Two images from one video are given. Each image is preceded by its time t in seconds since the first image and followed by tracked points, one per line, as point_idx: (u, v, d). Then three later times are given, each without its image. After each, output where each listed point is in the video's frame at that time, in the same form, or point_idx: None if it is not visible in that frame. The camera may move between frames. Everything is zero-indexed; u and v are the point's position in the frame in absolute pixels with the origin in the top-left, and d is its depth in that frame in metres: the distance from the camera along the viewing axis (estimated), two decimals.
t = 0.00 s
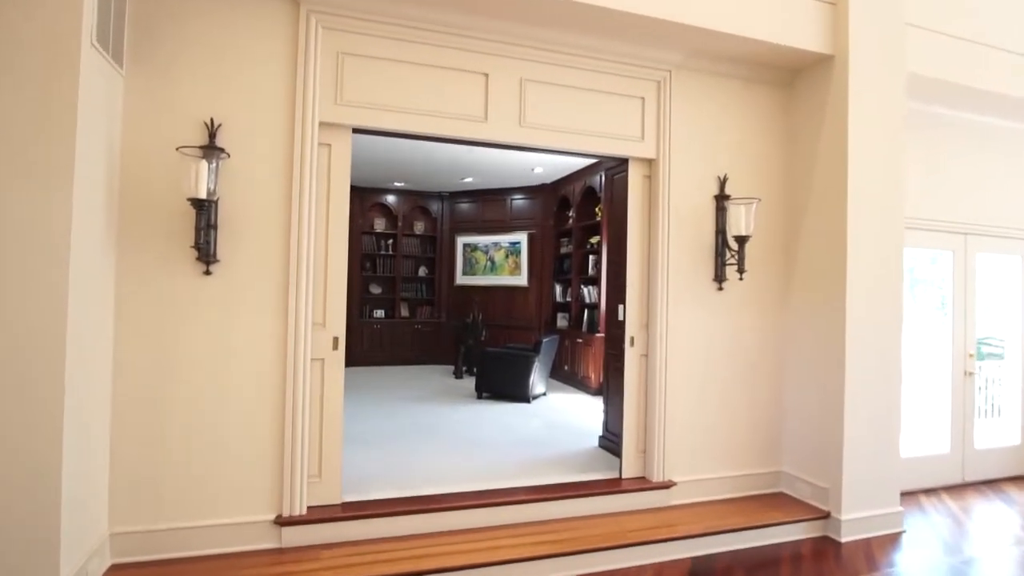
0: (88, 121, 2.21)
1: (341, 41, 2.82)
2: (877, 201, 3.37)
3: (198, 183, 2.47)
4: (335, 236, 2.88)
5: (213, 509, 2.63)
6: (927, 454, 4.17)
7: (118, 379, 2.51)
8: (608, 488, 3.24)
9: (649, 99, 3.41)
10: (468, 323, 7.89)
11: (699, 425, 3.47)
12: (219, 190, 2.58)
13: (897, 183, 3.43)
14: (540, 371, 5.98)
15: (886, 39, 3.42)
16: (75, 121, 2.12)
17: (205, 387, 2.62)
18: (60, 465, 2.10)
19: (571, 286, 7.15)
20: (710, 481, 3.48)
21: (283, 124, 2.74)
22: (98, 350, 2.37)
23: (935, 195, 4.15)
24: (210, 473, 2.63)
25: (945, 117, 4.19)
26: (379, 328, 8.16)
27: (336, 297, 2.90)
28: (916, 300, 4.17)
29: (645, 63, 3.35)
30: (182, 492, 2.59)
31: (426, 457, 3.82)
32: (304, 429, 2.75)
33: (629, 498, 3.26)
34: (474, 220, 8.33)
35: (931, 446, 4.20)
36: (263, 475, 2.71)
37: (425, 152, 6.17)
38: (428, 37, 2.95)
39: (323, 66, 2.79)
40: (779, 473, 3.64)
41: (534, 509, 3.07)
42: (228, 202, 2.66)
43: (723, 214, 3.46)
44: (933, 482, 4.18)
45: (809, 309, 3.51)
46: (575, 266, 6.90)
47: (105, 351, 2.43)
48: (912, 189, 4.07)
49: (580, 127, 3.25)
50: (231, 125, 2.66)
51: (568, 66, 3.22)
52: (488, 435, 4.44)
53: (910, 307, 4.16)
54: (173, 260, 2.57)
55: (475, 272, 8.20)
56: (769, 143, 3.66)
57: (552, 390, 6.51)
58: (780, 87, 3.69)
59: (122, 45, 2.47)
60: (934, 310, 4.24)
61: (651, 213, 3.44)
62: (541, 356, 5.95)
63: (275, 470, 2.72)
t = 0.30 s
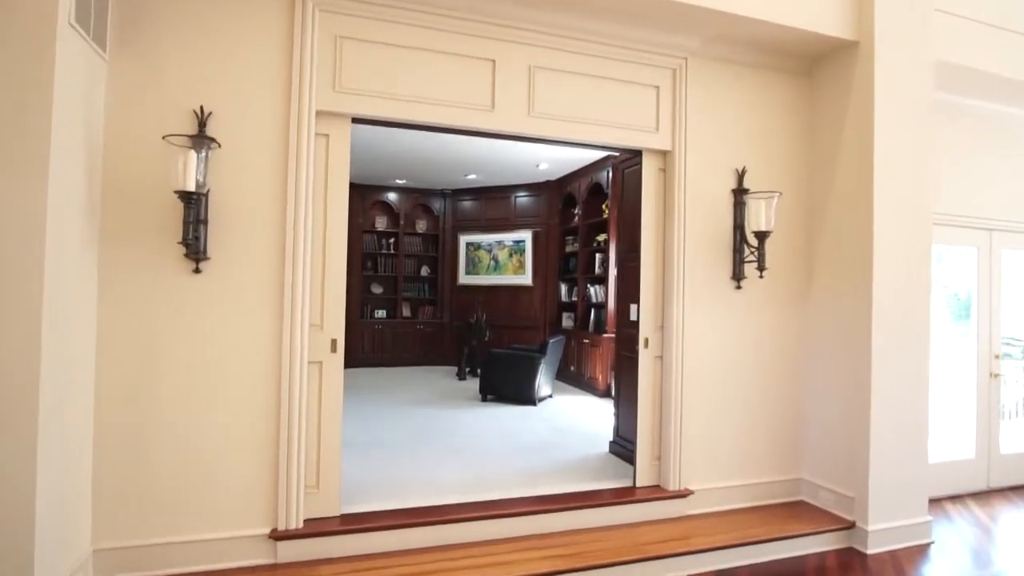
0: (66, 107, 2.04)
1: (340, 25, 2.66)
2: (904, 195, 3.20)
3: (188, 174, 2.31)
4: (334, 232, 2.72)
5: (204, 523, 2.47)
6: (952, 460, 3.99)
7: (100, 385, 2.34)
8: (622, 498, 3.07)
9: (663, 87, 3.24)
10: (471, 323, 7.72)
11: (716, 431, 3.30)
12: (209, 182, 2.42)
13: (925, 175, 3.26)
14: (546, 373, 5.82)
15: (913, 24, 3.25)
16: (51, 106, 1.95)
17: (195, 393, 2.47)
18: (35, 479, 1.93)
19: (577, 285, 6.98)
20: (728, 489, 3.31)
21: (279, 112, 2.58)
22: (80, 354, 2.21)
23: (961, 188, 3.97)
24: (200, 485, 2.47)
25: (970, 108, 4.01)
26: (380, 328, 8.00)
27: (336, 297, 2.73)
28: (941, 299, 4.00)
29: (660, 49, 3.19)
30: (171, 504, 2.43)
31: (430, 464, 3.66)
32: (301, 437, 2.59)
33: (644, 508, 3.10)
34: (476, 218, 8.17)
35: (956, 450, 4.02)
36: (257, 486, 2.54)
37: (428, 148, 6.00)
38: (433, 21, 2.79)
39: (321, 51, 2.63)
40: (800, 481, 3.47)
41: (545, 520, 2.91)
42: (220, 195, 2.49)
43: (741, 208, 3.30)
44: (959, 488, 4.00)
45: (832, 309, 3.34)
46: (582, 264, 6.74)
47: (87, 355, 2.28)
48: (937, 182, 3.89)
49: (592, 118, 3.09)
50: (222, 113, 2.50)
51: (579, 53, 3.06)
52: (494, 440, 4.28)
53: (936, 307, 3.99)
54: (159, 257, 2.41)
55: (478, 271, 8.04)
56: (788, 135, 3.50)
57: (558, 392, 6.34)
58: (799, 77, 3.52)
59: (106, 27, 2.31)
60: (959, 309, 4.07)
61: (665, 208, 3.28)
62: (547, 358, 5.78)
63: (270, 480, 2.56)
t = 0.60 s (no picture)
0: (36, 93, 1.88)
1: (334, 10, 2.50)
2: (929, 190, 3.03)
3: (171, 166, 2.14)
4: (329, 229, 2.55)
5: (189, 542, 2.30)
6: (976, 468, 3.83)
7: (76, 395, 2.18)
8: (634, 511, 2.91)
9: (676, 78, 3.07)
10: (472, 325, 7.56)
11: (731, 439, 3.14)
12: (194, 176, 2.25)
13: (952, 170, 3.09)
14: (550, 376, 5.65)
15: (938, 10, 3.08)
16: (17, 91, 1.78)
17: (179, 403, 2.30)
18: None
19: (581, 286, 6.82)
20: (744, 500, 3.15)
21: (269, 101, 2.41)
22: (52, 360, 2.04)
23: (984, 185, 3.81)
24: (185, 502, 2.30)
25: (993, 101, 3.84)
26: (379, 330, 7.83)
27: (330, 299, 2.56)
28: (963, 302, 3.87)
29: (673, 38, 3.02)
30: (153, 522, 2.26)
31: (430, 474, 3.49)
32: (293, 448, 2.42)
33: (657, 522, 2.93)
34: (477, 217, 8.00)
35: (979, 458, 3.86)
36: (246, 502, 2.38)
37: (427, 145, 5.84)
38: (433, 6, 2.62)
39: (313, 36, 2.46)
40: (820, 492, 3.30)
41: (553, 536, 2.74)
42: (206, 191, 2.33)
43: (758, 204, 3.12)
44: (983, 497, 3.84)
45: (853, 311, 3.17)
46: (586, 264, 6.58)
47: (62, 361, 2.11)
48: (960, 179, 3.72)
49: (602, 110, 2.92)
50: (208, 103, 2.34)
51: (587, 41, 2.90)
52: (497, 448, 4.11)
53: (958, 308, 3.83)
54: (141, 256, 2.24)
55: (479, 271, 7.87)
56: (806, 129, 3.34)
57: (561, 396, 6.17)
58: (817, 68, 3.36)
59: (82, 9, 2.14)
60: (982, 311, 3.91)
61: (679, 205, 3.12)
62: (551, 361, 5.63)
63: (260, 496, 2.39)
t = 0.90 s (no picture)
0: (2, 75, 1.72)
1: None
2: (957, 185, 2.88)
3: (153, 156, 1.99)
4: (323, 226, 2.39)
5: (173, 561, 2.14)
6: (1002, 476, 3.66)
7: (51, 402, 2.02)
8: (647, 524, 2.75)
9: (690, 67, 2.92)
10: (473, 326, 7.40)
11: (748, 447, 2.98)
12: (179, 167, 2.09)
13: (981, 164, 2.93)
14: (554, 379, 5.49)
15: None
16: None
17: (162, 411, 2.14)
18: None
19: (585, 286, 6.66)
20: (761, 512, 2.99)
21: (260, 89, 2.26)
22: (23, 365, 1.89)
23: (1009, 181, 3.65)
24: (169, 518, 2.15)
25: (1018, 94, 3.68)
26: (378, 331, 7.67)
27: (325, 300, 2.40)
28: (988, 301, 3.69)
29: (688, 25, 2.87)
30: (135, 539, 2.11)
31: (431, 483, 3.33)
32: (285, 459, 2.26)
33: (671, 535, 2.78)
34: (478, 216, 7.84)
35: (1005, 466, 3.69)
36: (235, 517, 2.22)
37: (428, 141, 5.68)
38: None
39: (307, 20, 2.31)
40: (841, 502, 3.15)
41: (561, 551, 2.58)
42: (192, 184, 2.17)
43: (777, 203, 2.98)
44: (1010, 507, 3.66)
45: (876, 312, 3.02)
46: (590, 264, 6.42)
47: (34, 366, 1.95)
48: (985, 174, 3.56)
49: (613, 100, 2.77)
50: (193, 90, 2.18)
51: (598, 27, 2.74)
52: (501, 455, 3.95)
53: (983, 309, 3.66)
54: (122, 254, 2.09)
55: (480, 271, 7.71)
56: (825, 122, 3.18)
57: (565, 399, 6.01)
58: (836, 58, 3.20)
59: None
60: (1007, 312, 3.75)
61: (694, 202, 2.97)
62: (555, 364, 5.46)
63: (250, 511, 2.23)
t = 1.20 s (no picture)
0: None
1: None
2: (996, 178, 2.70)
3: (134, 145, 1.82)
4: (321, 221, 2.22)
5: None
6: None
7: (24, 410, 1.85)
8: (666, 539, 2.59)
9: (711, 54, 2.75)
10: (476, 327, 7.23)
11: (771, 457, 2.81)
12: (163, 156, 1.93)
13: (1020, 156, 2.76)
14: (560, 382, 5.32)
15: None
16: None
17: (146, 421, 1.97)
18: None
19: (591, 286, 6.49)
20: (786, 525, 2.82)
21: (253, 72, 2.09)
22: None
23: None
24: (153, 536, 1.98)
25: None
26: (379, 332, 7.51)
27: (322, 300, 2.23)
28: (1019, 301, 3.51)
29: (709, 9, 2.70)
30: (116, 559, 1.94)
31: (435, 493, 3.16)
32: (279, 472, 2.09)
33: (691, 550, 2.61)
34: (481, 214, 7.67)
35: None
36: (226, 535, 2.05)
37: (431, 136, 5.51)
38: None
39: None
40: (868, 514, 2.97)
41: (576, 569, 2.42)
42: (180, 174, 2.01)
43: (802, 198, 2.81)
44: None
45: (907, 313, 2.84)
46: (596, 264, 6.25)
47: (3, 371, 1.79)
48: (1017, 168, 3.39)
49: (630, 88, 2.60)
50: (180, 73, 2.02)
51: (614, 10, 2.58)
52: (508, 462, 3.78)
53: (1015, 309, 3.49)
54: (102, 249, 1.92)
55: (483, 270, 7.55)
56: (851, 113, 3.01)
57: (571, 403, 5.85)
58: (862, 47, 3.03)
59: None
60: None
61: (714, 196, 2.80)
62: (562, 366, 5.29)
63: (241, 528, 2.07)
